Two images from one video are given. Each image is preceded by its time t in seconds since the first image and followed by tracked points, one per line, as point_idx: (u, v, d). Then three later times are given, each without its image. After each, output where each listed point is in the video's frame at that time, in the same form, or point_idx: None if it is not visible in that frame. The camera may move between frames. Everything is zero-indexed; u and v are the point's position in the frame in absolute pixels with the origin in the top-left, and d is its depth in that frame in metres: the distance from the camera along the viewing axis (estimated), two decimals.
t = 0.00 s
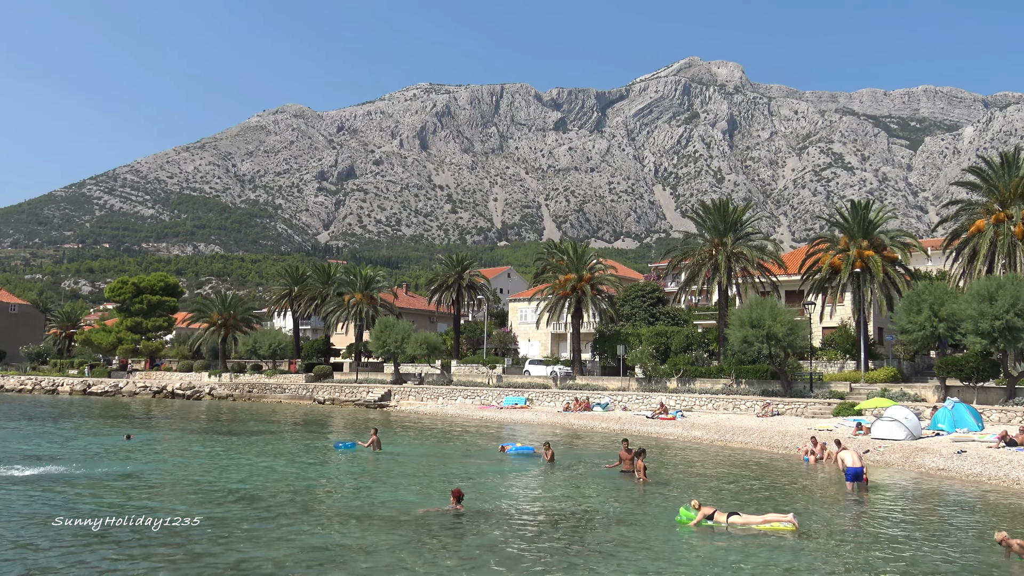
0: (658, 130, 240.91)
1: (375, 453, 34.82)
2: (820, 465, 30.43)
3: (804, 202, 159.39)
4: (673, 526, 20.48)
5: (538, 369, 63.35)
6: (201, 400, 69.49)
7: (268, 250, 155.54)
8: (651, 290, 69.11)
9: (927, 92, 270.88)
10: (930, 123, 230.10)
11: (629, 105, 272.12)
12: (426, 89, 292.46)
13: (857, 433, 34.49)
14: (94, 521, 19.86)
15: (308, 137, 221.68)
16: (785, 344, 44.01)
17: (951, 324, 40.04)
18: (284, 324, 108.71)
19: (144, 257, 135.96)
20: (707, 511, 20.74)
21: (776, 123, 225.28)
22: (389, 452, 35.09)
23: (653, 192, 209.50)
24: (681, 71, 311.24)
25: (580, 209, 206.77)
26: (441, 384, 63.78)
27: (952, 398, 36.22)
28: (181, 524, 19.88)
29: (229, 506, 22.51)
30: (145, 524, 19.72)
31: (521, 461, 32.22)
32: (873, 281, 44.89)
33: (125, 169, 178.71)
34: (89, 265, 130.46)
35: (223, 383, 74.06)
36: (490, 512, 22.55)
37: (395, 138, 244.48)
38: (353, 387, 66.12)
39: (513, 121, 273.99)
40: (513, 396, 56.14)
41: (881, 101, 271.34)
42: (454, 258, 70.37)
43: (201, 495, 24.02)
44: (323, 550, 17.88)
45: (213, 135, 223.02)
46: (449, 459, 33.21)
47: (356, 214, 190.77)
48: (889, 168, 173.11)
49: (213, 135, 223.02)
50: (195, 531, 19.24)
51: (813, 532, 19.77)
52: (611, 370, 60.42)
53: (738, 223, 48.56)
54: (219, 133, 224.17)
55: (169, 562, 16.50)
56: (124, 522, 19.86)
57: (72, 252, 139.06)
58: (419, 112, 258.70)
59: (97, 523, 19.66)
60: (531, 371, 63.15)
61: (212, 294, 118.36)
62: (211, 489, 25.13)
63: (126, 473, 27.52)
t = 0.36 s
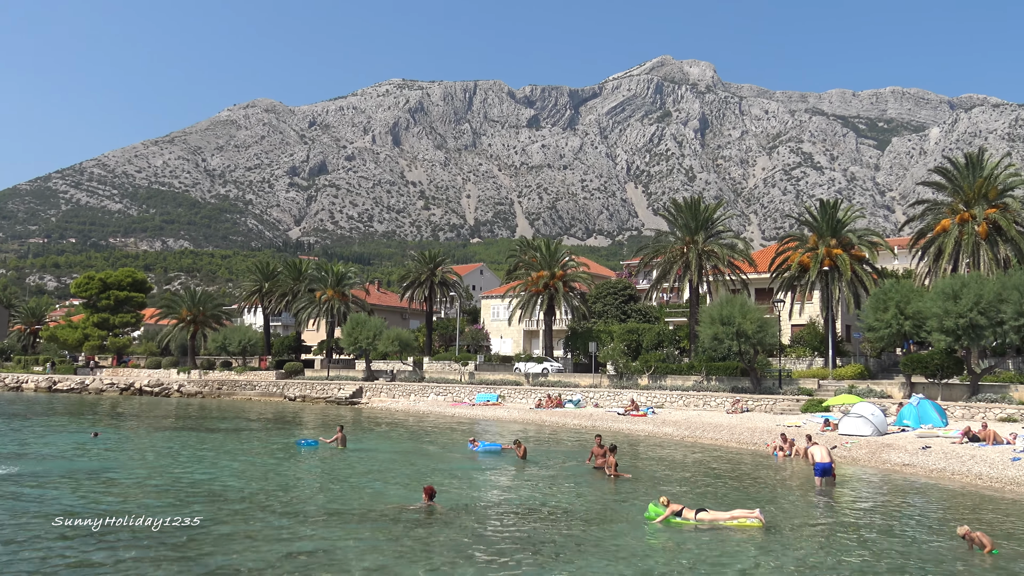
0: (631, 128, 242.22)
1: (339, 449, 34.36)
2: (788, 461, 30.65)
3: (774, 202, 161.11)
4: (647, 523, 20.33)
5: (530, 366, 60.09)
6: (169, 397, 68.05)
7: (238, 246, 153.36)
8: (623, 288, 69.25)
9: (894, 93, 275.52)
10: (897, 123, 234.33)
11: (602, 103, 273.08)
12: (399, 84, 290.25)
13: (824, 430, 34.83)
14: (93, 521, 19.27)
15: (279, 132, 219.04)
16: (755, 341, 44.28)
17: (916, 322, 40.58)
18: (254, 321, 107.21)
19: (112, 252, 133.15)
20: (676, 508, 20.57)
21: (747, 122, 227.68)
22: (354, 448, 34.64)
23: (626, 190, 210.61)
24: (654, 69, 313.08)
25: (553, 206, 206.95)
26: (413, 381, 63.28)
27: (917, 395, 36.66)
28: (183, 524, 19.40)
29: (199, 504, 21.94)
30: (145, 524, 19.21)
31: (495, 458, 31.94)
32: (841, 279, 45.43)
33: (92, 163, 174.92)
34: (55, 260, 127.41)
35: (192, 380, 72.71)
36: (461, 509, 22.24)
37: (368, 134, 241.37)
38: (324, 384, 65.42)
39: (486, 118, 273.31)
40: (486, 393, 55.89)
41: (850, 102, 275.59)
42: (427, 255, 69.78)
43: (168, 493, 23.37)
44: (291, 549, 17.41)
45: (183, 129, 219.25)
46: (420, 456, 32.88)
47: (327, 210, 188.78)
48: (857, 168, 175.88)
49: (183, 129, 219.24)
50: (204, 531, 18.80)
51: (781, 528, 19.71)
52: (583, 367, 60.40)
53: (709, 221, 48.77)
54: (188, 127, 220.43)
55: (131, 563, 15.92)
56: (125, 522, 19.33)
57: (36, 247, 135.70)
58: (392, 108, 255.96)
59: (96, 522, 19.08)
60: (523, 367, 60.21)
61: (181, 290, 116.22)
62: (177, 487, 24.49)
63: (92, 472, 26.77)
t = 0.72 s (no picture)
0: (608, 127, 242.79)
1: (308, 448, 33.84)
2: (763, 457, 30.82)
3: (749, 200, 162.53)
4: (624, 521, 20.15)
5: (527, 364, 58.37)
6: (142, 396, 66.86)
7: (213, 243, 151.29)
8: (599, 286, 69.29)
9: (867, 93, 279.40)
10: (870, 124, 237.46)
11: (579, 102, 273.83)
12: (376, 81, 288.16)
13: (798, 427, 35.08)
14: (95, 520, 18.95)
15: (254, 129, 216.35)
16: (730, 339, 44.48)
17: (888, 321, 41.04)
18: (228, 319, 105.78)
19: (84, 249, 130.55)
20: (648, 506, 20.58)
21: (723, 121, 229.37)
22: (325, 447, 34.18)
23: (603, 189, 211.19)
24: (630, 69, 314.22)
25: (530, 204, 206.60)
26: (389, 379, 62.79)
27: (889, 393, 37.06)
28: (185, 524, 19.05)
29: (172, 504, 21.46)
30: (147, 524, 18.91)
31: (472, 457, 31.71)
32: (815, 278, 45.81)
33: (63, 158, 171.40)
34: (24, 257, 124.50)
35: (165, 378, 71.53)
36: (435, 509, 21.89)
37: (344, 130, 239.30)
38: (299, 382, 64.65)
39: (463, 116, 272.34)
40: (462, 391, 55.59)
41: (824, 102, 278.97)
42: (403, 253, 69.25)
43: (139, 493, 22.83)
44: (264, 549, 17.04)
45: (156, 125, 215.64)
46: (395, 454, 32.56)
47: (303, 207, 186.97)
48: (831, 167, 177.97)
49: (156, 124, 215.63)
50: (190, 530, 18.48)
51: (754, 525, 19.67)
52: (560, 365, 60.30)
53: (685, 220, 48.90)
54: (161, 123, 216.84)
55: (104, 564, 15.51)
56: (127, 521, 19.06)
57: (5, 243, 132.47)
58: (368, 105, 253.95)
59: (98, 522, 18.75)
60: (518, 364, 58.49)
61: (154, 288, 114.32)
62: (149, 487, 23.96)
63: (62, 472, 26.13)
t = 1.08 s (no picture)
0: (588, 128, 243.43)
1: (279, 448, 33.38)
2: (740, 457, 30.93)
3: (727, 202, 163.60)
4: (602, 521, 20.02)
5: (526, 365, 57.55)
6: (116, 396, 65.77)
7: (189, 242, 149.35)
8: (578, 286, 69.34)
9: (844, 98, 282.90)
10: (847, 128, 240.49)
11: (560, 103, 274.38)
12: (356, 80, 286.25)
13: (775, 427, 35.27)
14: (95, 521, 18.77)
15: (232, 126, 213.94)
16: (707, 340, 44.65)
17: (863, 323, 41.38)
18: (205, 318, 104.44)
19: (57, 246, 128.20)
20: (621, 506, 20.39)
21: (702, 124, 231.02)
22: (295, 447, 33.70)
23: (582, 190, 211.65)
24: (610, 70, 315.42)
25: (510, 204, 206.05)
26: (367, 379, 62.28)
27: (865, 394, 37.36)
28: (183, 524, 18.78)
29: (153, 504, 21.11)
30: (145, 524, 18.64)
31: (451, 457, 31.44)
32: (792, 280, 46.10)
33: (36, 154, 168.22)
34: None
35: (140, 378, 70.41)
36: (416, 508, 21.66)
37: (323, 129, 237.57)
38: (276, 382, 63.91)
39: (443, 116, 271.46)
40: (441, 391, 55.29)
41: (802, 106, 282.20)
42: (382, 252, 68.78)
43: (119, 493, 22.44)
44: (241, 550, 16.70)
45: (133, 121, 212.60)
46: (372, 454, 32.25)
47: (282, 206, 185.54)
48: (808, 170, 179.87)
49: (132, 121, 212.58)
50: (187, 532, 18.10)
51: (733, 525, 19.65)
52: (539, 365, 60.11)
53: (664, 221, 49.04)
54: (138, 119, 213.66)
55: (84, 564, 15.22)
56: (126, 522, 18.80)
57: None
58: (348, 104, 252.24)
59: (95, 522, 18.55)
60: (517, 365, 57.57)
61: (130, 287, 112.57)
62: (125, 487, 23.52)
63: (37, 471, 25.61)
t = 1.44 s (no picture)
0: (563, 128, 243.92)
1: (244, 449, 32.90)
2: (714, 456, 31.04)
3: (701, 202, 164.77)
4: (579, 520, 19.87)
5: (518, 364, 57.50)
6: (85, 396, 64.48)
7: (161, 240, 146.88)
8: (553, 286, 69.39)
9: (816, 99, 286.64)
10: (818, 129, 243.73)
11: (534, 103, 275.04)
12: (331, 77, 283.61)
13: (747, 426, 35.49)
14: (94, 521, 18.62)
15: (204, 123, 210.87)
16: (681, 339, 44.85)
17: (834, 322, 41.83)
18: (177, 317, 102.82)
19: (24, 244, 125.28)
20: (591, 503, 20.41)
21: (676, 124, 232.83)
22: (259, 447, 33.22)
23: (557, 189, 212.01)
24: (586, 70, 316.40)
25: (485, 203, 205.34)
26: (341, 378, 61.68)
27: (835, 393, 37.73)
28: (183, 524, 18.65)
29: (127, 504, 20.75)
30: (144, 524, 18.50)
31: (426, 456, 31.18)
32: (764, 279, 46.48)
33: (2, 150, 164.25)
34: None
35: (110, 377, 69.11)
36: (391, 508, 21.35)
37: (296, 127, 235.23)
38: (249, 381, 63.07)
39: (419, 114, 270.18)
40: (415, 390, 54.95)
41: (774, 107, 285.57)
42: (356, 251, 68.14)
43: (89, 494, 21.94)
44: (217, 549, 16.48)
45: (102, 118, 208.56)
46: (345, 454, 31.85)
47: (255, 205, 184.04)
48: (780, 171, 181.97)
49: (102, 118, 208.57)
50: (175, 533, 17.73)
51: (706, 522, 19.65)
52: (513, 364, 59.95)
53: (638, 221, 49.16)
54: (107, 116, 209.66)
55: (65, 565, 15.00)
56: (126, 522, 18.68)
57: None
58: (322, 102, 250.00)
59: (95, 522, 18.44)
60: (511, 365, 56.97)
61: (99, 286, 110.44)
62: (99, 487, 23.11)
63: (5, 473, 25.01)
